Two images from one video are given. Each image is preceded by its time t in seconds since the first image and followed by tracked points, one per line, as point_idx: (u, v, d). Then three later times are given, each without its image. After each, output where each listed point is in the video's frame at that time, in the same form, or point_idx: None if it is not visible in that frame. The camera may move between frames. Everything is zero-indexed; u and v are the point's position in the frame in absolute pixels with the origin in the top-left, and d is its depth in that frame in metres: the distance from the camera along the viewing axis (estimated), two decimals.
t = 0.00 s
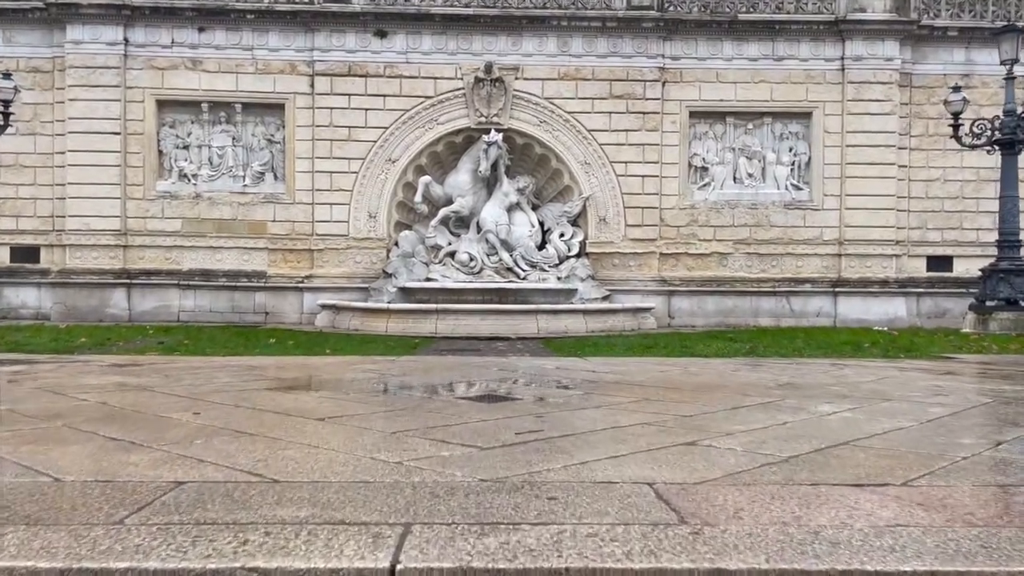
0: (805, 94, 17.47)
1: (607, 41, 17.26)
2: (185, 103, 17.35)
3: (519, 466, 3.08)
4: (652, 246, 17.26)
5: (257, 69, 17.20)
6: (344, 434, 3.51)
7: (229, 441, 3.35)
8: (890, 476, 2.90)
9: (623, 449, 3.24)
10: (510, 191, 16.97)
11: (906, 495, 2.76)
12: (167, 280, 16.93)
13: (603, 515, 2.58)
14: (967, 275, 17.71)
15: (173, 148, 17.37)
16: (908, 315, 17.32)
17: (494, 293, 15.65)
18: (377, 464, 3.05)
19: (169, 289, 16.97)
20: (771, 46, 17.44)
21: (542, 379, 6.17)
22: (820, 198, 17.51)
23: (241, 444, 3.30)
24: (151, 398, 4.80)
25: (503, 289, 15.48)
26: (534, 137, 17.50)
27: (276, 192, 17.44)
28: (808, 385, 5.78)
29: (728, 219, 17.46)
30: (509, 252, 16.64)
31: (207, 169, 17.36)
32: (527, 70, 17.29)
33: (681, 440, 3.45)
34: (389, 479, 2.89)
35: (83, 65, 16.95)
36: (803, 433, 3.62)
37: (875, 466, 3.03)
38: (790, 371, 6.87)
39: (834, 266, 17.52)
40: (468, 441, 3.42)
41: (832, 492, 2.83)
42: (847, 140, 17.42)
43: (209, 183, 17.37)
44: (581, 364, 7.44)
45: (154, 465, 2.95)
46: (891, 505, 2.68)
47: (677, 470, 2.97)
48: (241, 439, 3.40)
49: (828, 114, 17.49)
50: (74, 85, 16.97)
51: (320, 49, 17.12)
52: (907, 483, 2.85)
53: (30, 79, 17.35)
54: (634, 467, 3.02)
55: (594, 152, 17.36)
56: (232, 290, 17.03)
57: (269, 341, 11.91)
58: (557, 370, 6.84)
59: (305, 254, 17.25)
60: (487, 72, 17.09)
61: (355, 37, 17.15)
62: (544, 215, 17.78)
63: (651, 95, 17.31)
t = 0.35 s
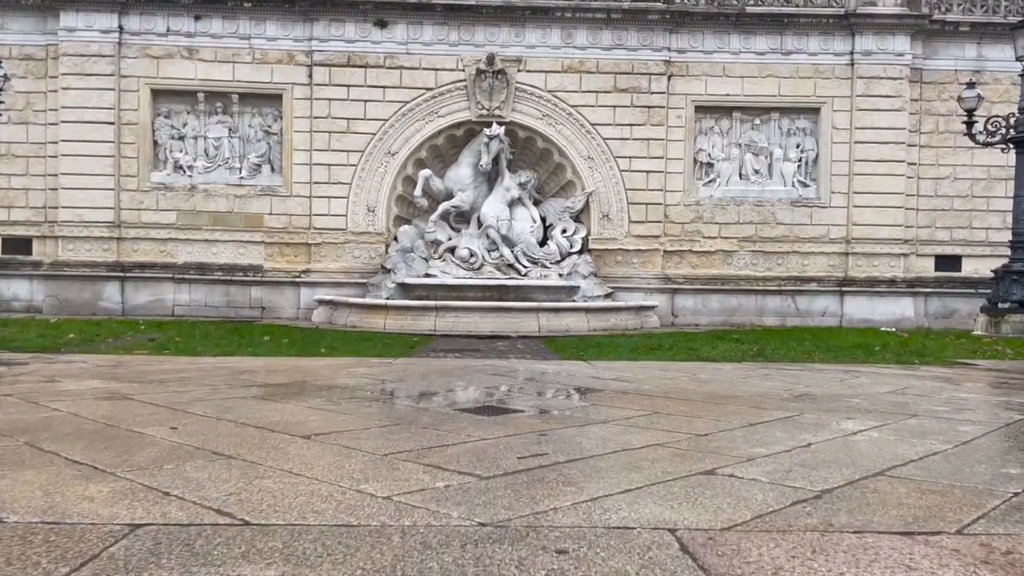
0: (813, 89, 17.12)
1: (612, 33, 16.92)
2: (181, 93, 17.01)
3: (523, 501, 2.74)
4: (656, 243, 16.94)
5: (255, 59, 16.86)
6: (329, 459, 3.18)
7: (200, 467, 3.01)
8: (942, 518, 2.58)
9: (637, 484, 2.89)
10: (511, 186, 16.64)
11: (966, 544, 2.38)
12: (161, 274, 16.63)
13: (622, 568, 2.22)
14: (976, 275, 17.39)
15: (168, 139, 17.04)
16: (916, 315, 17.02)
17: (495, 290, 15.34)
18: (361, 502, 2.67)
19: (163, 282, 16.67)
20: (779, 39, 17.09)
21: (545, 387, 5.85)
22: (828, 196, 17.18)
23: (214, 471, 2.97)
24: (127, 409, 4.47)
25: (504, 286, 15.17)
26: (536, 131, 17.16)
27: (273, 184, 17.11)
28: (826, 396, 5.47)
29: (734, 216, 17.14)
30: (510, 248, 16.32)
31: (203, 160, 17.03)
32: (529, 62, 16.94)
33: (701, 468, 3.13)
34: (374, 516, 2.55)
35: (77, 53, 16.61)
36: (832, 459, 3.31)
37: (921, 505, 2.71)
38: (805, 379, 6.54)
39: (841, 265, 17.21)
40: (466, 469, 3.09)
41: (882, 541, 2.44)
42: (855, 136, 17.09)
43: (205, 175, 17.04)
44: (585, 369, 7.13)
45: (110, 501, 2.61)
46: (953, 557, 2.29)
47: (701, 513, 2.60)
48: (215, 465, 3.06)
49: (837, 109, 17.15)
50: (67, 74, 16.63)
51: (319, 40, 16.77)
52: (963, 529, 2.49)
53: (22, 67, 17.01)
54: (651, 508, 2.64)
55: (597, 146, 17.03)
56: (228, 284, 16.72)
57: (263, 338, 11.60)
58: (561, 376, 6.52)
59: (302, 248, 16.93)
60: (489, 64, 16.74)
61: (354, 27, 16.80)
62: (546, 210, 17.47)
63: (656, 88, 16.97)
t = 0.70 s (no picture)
0: (819, 85, 16.83)
1: (615, 27, 16.62)
2: (176, 87, 16.72)
3: (522, 546, 2.48)
4: (658, 241, 16.67)
5: (251, 52, 16.57)
6: (311, 490, 2.92)
7: (168, 501, 2.75)
8: (990, 571, 2.31)
9: (647, 524, 2.63)
10: (512, 182, 16.37)
11: None
12: (156, 270, 16.37)
13: None
14: (983, 275, 17.13)
15: (163, 134, 16.75)
16: (922, 315, 16.77)
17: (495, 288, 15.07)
18: (341, 549, 2.40)
19: (158, 279, 16.41)
20: (785, 34, 16.79)
21: (546, 396, 5.60)
22: (833, 193, 16.90)
23: (183, 507, 2.71)
24: (102, 423, 4.20)
25: (504, 284, 14.91)
26: (538, 126, 16.88)
27: (270, 179, 16.83)
28: (841, 409, 5.21)
29: (738, 214, 16.86)
30: (510, 246, 16.05)
31: (198, 155, 16.75)
32: (531, 56, 16.65)
33: (716, 502, 2.87)
34: (355, 567, 2.29)
35: (70, 46, 16.33)
36: (858, 490, 3.06)
37: (963, 551, 2.45)
38: (816, 387, 6.29)
39: (846, 264, 16.93)
40: (459, 502, 2.83)
41: None
42: (862, 133, 16.80)
43: (200, 170, 16.76)
44: (587, 375, 6.87)
45: (61, 547, 2.34)
46: None
47: (719, 563, 2.33)
48: (184, 499, 2.79)
49: (843, 106, 16.86)
50: (60, 66, 16.34)
51: (316, 33, 16.48)
52: None
53: (15, 59, 16.73)
54: (663, 556, 2.38)
55: (599, 143, 16.75)
56: (223, 281, 16.46)
57: (257, 338, 11.34)
58: (563, 383, 6.27)
59: (299, 245, 16.66)
60: (490, 59, 16.45)
61: (353, 20, 16.50)
62: (547, 207, 17.21)
63: (659, 84, 16.67)
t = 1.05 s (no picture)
0: (823, 81, 16.60)
1: (617, 22, 16.39)
2: (172, 83, 16.47)
3: None
4: (660, 239, 16.46)
5: (248, 47, 16.32)
6: (300, 526, 2.71)
7: (144, 541, 2.55)
8: None
9: (664, 567, 2.43)
10: (512, 180, 16.14)
11: None
12: (152, 269, 16.15)
13: None
14: (989, 274, 16.93)
15: (159, 130, 16.51)
16: (927, 314, 16.57)
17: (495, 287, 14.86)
18: None
19: (154, 278, 16.19)
20: (789, 29, 16.56)
21: (550, 407, 5.40)
22: (838, 191, 16.69)
23: (160, 547, 2.51)
24: (84, 441, 3.99)
25: (504, 284, 14.70)
26: (538, 123, 16.65)
27: (267, 177, 16.60)
28: (857, 422, 5.02)
29: (741, 212, 16.64)
30: (510, 244, 15.84)
31: (194, 152, 16.52)
32: (531, 52, 16.41)
33: (736, 538, 2.68)
34: None
35: (65, 41, 16.09)
36: (887, 522, 2.87)
37: None
38: (828, 396, 6.09)
39: (850, 263, 16.72)
40: (460, 539, 2.63)
41: None
42: (867, 130, 16.57)
43: (196, 167, 16.53)
44: (591, 382, 6.67)
45: None
46: None
47: None
48: (161, 538, 2.58)
49: (848, 102, 16.63)
50: (54, 62, 16.10)
51: (314, 28, 16.24)
52: None
53: (9, 55, 16.50)
54: None
55: (600, 139, 16.53)
56: (220, 279, 16.24)
57: (253, 339, 11.15)
58: (566, 391, 6.07)
59: (296, 243, 16.44)
60: (490, 54, 16.22)
61: (350, 15, 16.27)
62: (547, 205, 16.99)
63: (662, 80, 16.44)
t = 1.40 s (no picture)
0: (827, 75, 16.37)
1: (617, 16, 16.15)
2: (165, 79, 16.22)
3: None
4: (662, 237, 16.25)
5: (243, 43, 16.06)
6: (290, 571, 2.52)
7: None
8: None
9: None
10: (511, 176, 15.91)
11: None
12: (147, 268, 15.95)
13: None
14: (994, 270, 16.75)
15: (152, 127, 16.26)
16: (931, 312, 16.40)
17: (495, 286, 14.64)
18: None
19: (149, 277, 15.99)
20: (792, 23, 16.32)
21: (554, 419, 5.21)
22: (841, 187, 16.47)
23: None
24: (64, 463, 3.79)
25: (504, 283, 14.49)
26: (538, 119, 16.41)
27: (262, 174, 16.37)
28: (874, 435, 4.84)
29: (743, 209, 16.43)
30: (510, 242, 15.62)
31: (188, 149, 16.28)
32: (530, 47, 16.16)
33: None
34: None
35: (56, 36, 15.84)
36: (921, 560, 2.69)
37: None
38: (842, 405, 5.89)
39: (854, 259, 16.52)
40: None
41: None
42: (871, 125, 16.35)
43: (191, 164, 16.29)
44: (596, 389, 6.47)
45: None
46: None
47: None
48: None
49: (852, 97, 16.40)
50: (45, 58, 15.85)
51: (309, 22, 15.98)
52: None
53: None
54: None
55: (601, 135, 16.30)
56: (215, 278, 16.03)
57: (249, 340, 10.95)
58: (570, 401, 5.87)
59: (293, 241, 16.22)
60: (488, 49, 15.97)
61: (347, 9, 16.02)
62: (547, 202, 16.77)
63: (663, 75, 16.21)
